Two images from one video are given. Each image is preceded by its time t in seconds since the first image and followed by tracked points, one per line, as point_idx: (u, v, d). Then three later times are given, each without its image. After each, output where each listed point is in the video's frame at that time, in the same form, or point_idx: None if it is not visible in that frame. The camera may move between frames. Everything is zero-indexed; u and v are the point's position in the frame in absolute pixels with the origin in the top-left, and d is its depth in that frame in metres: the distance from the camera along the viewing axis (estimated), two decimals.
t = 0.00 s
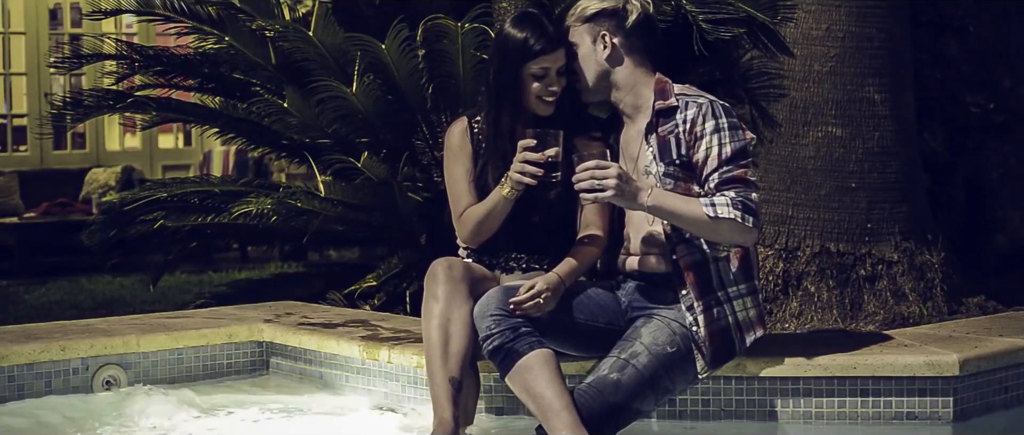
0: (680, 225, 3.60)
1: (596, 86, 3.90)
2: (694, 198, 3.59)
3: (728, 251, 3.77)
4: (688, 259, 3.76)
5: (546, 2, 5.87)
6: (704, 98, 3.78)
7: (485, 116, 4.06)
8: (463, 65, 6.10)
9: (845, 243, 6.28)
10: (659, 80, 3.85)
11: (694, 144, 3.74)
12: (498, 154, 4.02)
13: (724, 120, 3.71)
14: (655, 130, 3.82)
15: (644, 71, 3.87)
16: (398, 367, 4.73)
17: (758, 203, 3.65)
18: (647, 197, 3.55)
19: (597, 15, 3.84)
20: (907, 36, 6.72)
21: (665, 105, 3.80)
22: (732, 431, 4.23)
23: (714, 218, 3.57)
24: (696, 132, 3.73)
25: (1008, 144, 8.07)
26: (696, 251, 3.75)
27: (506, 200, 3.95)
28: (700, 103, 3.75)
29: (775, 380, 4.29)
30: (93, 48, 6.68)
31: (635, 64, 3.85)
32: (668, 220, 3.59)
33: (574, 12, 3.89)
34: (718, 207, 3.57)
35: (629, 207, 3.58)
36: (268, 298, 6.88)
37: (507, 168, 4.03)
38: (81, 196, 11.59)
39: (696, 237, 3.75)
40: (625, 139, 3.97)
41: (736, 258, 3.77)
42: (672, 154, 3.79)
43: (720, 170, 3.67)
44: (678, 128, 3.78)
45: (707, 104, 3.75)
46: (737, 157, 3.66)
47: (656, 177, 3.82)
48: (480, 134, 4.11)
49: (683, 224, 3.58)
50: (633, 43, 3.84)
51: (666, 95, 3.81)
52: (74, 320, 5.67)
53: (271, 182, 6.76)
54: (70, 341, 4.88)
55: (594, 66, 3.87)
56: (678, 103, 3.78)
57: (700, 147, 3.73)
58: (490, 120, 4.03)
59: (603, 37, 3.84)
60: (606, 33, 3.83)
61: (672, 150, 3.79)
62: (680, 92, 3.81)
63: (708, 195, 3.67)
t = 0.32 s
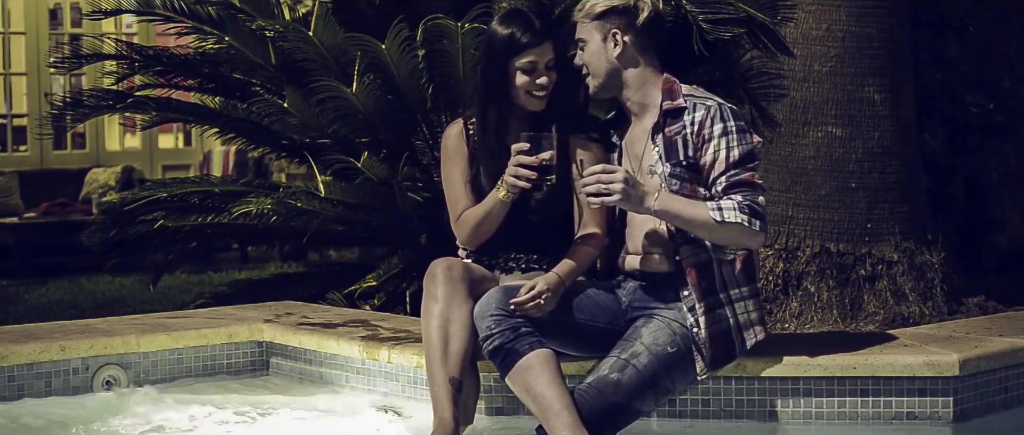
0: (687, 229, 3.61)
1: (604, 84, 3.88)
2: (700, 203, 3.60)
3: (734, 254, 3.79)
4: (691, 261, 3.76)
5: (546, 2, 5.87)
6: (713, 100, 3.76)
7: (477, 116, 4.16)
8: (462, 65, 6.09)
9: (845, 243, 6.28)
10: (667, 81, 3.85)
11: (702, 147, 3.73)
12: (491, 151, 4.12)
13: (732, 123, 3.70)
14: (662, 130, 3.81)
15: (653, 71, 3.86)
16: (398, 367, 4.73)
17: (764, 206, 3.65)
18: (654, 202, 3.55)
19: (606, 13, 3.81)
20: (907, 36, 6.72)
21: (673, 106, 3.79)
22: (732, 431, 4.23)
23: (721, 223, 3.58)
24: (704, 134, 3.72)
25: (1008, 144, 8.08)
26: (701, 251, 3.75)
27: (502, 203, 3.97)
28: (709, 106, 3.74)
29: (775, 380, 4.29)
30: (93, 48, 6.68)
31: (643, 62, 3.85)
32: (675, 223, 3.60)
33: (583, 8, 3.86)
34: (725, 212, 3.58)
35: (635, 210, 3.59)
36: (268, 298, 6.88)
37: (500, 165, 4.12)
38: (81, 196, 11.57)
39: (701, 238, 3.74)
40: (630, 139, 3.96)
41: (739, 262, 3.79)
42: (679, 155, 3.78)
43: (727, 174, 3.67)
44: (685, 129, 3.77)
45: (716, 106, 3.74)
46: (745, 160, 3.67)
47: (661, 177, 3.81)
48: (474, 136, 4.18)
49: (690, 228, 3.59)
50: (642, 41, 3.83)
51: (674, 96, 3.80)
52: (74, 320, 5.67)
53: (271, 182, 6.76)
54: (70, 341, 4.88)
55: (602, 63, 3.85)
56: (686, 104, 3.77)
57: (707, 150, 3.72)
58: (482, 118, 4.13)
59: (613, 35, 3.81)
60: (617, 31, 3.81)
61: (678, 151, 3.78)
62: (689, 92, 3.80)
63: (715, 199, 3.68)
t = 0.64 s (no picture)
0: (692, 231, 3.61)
1: (608, 86, 3.87)
2: (705, 205, 3.60)
3: (738, 256, 3.79)
4: (694, 261, 3.76)
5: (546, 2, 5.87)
6: (717, 101, 3.76)
7: (471, 114, 4.17)
8: (463, 65, 6.08)
9: (845, 243, 6.28)
10: (669, 81, 3.85)
11: (707, 148, 3.73)
12: (488, 149, 4.12)
13: (737, 124, 3.70)
14: (666, 130, 3.81)
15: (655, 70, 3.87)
16: (398, 367, 4.72)
17: (769, 207, 3.64)
18: (659, 204, 3.55)
19: (610, 16, 3.79)
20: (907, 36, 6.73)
21: (677, 106, 3.78)
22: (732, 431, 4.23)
23: (726, 224, 3.57)
24: (709, 135, 3.72)
25: (1008, 144, 8.08)
26: (704, 252, 3.75)
27: (496, 201, 3.99)
28: (713, 107, 3.74)
29: (775, 380, 4.29)
30: (93, 48, 6.68)
31: (644, 61, 3.84)
32: (679, 225, 3.61)
33: (586, 10, 3.84)
34: (730, 213, 3.57)
35: (640, 212, 3.59)
36: (268, 298, 6.88)
37: (495, 161, 4.13)
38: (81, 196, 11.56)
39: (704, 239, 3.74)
40: (633, 138, 3.96)
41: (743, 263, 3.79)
42: (682, 155, 3.78)
43: (731, 175, 3.66)
44: (689, 130, 3.77)
45: (720, 108, 3.73)
46: (750, 161, 3.66)
47: (665, 178, 3.81)
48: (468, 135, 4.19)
49: (694, 230, 3.59)
50: (644, 43, 3.83)
51: (678, 96, 3.80)
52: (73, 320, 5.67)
53: (270, 182, 6.76)
54: (70, 341, 4.88)
55: (606, 66, 3.84)
56: (690, 104, 3.77)
57: (711, 151, 3.71)
58: (477, 114, 4.14)
59: (618, 39, 3.80)
60: (623, 34, 3.80)
61: (682, 151, 3.78)
62: (693, 93, 3.79)
63: (719, 200, 3.67)
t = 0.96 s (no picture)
0: (692, 232, 3.61)
1: (608, 88, 3.86)
2: (706, 206, 3.60)
3: (738, 256, 3.80)
4: (694, 262, 3.76)
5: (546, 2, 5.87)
6: (718, 102, 3.76)
7: (467, 113, 4.19)
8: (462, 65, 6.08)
9: (845, 243, 6.28)
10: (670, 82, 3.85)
11: (708, 149, 3.73)
12: (483, 146, 4.14)
13: (738, 125, 3.70)
14: (666, 131, 3.81)
15: (654, 71, 3.87)
16: (398, 367, 4.72)
17: (769, 208, 3.64)
18: (660, 206, 3.56)
19: (609, 21, 3.77)
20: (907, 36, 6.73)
21: (678, 106, 3.79)
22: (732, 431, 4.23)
23: (726, 226, 3.57)
24: (710, 136, 3.72)
25: (1008, 144, 8.08)
26: (704, 253, 3.75)
27: (492, 199, 4.01)
28: (714, 108, 3.74)
29: (775, 380, 4.29)
30: (93, 48, 6.68)
31: (643, 63, 3.84)
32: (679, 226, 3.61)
33: (585, 14, 3.82)
34: (731, 215, 3.57)
35: (641, 213, 3.59)
36: (268, 297, 6.88)
37: (490, 159, 4.15)
38: (81, 196, 11.56)
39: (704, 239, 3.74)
40: (633, 138, 3.96)
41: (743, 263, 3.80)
42: (683, 156, 3.78)
43: (732, 176, 3.66)
44: (690, 130, 3.77)
45: (721, 109, 3.74)
46: (750, 162, 3.65)
47: (665, 178, 3.81)
48: (464, 133, 4.21)
49: (695, 231, 3.59)
50: (643, 45, 3.82)
51: (679, 96, 3.80)
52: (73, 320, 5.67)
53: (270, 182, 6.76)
54: (70, 341, 4.88)
55: (605, 70, 3.83)
56: (691, 105, 3.77)
57: (712, 152, 3.71)
58: (472, 111, 4.16)
59: (617, 44, 3.79)
60: (622, 39, 3.79)
61: (682, 152, 3.78)
62: (693, 93, 3.80)
63: (720, 201, 3.67)
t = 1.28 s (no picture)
0: (693, 233, 3.61)
1: (609, 89, 3.85)
2: (707, 207, 3.59)
3: (739, 258, 3.80)
4: (695, 264, 3.76)
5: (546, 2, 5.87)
6: (720, 103, 3.76)
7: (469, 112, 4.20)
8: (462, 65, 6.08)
9: (845, 243, 6.28)
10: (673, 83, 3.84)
11: (709, 150, 3.73)
12: (484, 146, 4.15)
13: (739, 126, 3.70)
14: (668, 132, 3.81)
15: (654, 72, 3.86)
16: (398, 367, 4.72)
17: (771, 210, 3.64)
18: (662, 207, 3.56)
19: (607, 25, 3.76)
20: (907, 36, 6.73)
21: (680, 107, 3.79)
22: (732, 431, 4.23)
23: (728, 228, 3.57)
24: (712, 137, 3.72)
25: (1008, 144, 8.08)
26: (705, 254, 3.75)
27: (492, 197, 4.01)
28: (716, 109, 3.74)
29: (775, 380, 4.29)
30: (94, 48, 6.68)
31: (643, 65, 3.83)
32: (680, 227, 3.61)
33: (583, 16, 3.81)
34: (732, 216, 3.57)
35: (643, 214, 3.59)
36: (268, 297, 6.88)
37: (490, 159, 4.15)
38: (81, 196, 11.56)
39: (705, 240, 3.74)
40: (635, 139, 3.96)
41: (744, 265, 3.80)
42: (685, 157, 3.78)
43: (734, 178, 3.66)
44: (691, 131, 3.77)
45: (724, 110, 3.73)
46: (752, 164, 3.66)
47: (667, 179, 3.81)
48: (465, 133, 4.23)
49: (696, 233, 3.59)
50: (642, 47, 3.81)
51: (680, 97, 3.80)
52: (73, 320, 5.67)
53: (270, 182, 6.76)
54: (70, 341, 4.87)
55: (605, 73, 3.83)
56: (693, 105, 3.78)
57: (714, 154, 3.71)
58: (473, 111, 4.18)
59: (615, 48, 3.78)
60: (619, 43, 3.78)
61: (684, 153, 3.78)
62: (695, 94, 3.80)
63: (722, 202, 3.67)
